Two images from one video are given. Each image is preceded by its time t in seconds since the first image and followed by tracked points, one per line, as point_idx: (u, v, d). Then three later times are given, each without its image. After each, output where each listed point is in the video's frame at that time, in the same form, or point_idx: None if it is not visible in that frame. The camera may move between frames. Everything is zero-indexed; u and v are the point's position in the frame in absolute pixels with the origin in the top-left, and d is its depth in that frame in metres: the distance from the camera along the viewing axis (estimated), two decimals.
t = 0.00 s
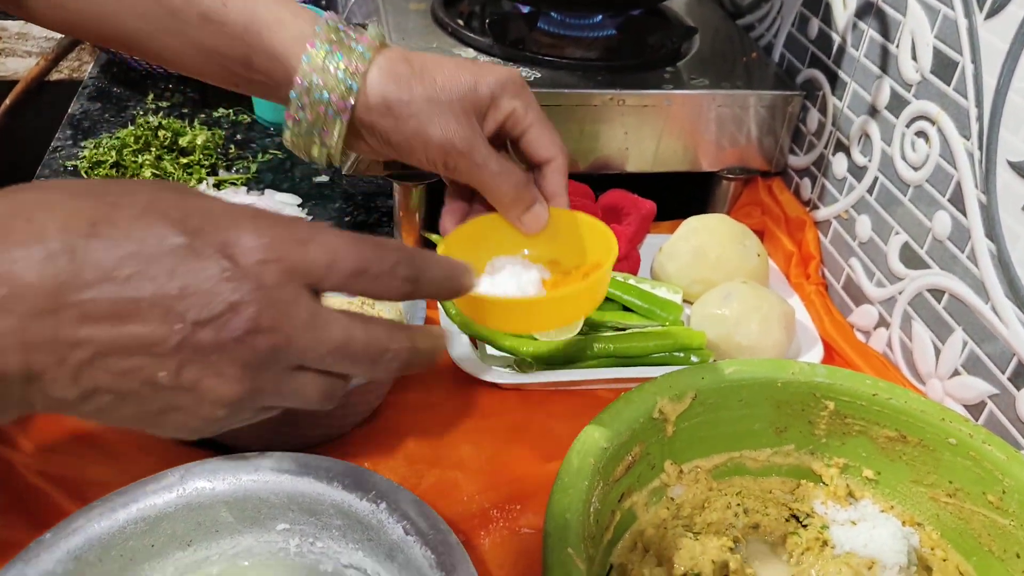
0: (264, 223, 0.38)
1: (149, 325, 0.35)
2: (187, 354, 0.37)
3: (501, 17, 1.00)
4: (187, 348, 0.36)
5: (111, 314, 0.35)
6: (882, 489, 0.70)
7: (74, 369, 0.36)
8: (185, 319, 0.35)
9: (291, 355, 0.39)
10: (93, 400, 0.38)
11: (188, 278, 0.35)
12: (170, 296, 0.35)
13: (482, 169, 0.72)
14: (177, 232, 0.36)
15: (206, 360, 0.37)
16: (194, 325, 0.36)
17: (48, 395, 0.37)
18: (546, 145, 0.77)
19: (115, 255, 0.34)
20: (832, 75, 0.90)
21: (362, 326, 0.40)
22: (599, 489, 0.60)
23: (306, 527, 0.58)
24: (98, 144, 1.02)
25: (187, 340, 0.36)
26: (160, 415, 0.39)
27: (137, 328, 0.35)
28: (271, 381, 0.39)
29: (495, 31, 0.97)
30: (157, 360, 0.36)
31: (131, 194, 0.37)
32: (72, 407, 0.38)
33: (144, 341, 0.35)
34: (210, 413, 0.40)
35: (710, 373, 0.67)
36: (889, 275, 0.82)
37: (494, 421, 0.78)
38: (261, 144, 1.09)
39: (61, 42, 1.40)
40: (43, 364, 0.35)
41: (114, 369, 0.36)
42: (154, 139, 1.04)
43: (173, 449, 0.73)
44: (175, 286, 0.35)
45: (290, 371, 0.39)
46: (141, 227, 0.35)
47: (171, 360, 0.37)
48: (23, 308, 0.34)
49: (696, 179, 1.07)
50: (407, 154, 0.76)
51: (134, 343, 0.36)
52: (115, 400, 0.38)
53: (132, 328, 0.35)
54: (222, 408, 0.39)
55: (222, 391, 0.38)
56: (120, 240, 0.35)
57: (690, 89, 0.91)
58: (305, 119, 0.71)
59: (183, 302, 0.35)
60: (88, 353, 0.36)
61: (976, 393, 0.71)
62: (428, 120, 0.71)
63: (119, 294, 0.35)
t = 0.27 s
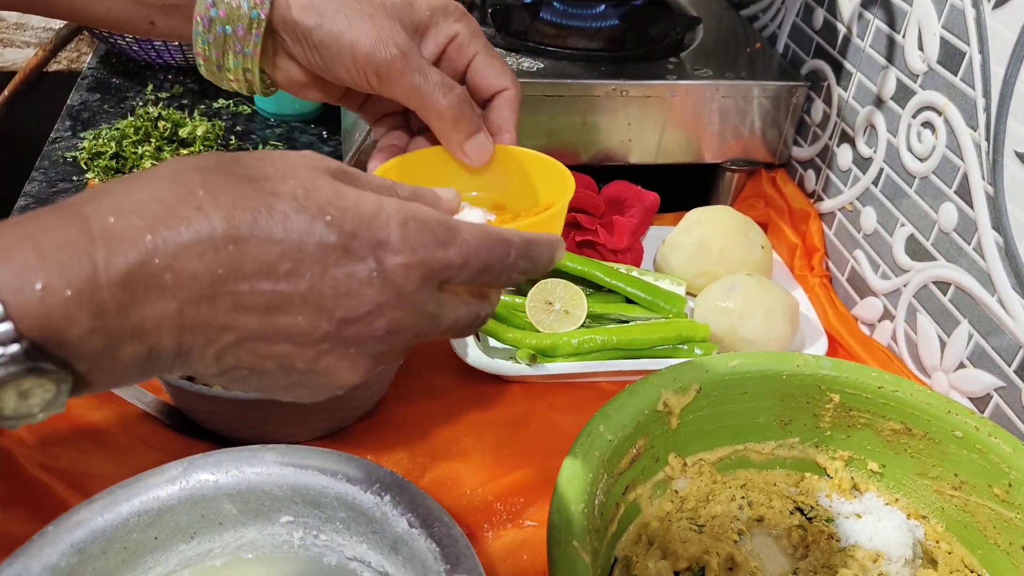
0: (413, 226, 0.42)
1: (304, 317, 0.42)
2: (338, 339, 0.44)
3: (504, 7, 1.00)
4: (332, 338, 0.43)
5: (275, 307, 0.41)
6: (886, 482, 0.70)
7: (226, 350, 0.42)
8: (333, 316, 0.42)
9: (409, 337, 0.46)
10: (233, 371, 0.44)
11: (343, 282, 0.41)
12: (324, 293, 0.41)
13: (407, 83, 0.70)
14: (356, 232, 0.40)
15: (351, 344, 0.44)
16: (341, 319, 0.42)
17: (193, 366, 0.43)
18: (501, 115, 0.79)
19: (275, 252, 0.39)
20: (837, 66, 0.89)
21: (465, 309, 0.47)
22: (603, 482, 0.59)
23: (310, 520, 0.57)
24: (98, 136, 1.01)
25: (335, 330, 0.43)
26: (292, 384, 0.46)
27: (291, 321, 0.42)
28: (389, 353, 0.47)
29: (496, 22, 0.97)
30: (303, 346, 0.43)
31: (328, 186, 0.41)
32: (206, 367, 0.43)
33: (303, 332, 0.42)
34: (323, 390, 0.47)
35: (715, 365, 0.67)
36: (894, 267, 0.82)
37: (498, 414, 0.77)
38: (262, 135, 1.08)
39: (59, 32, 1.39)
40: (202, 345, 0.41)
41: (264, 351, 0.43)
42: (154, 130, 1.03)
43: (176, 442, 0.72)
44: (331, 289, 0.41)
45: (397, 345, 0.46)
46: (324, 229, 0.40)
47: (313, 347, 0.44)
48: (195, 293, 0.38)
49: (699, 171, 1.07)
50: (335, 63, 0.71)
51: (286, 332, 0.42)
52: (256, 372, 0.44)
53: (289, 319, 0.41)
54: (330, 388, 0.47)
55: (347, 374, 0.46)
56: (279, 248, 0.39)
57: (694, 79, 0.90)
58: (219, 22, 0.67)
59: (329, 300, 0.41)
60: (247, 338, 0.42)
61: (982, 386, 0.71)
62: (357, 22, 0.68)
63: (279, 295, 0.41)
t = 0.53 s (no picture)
0: (424, 245, 0.43)
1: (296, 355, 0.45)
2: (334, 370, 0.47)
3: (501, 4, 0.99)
4: (336, 367, 0.47)
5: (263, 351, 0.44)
6: (885, 481, 0.70)
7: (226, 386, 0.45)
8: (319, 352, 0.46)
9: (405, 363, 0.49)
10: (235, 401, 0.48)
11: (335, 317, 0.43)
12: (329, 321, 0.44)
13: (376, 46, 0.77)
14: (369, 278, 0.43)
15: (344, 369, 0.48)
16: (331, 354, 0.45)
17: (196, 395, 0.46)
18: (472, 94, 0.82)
19: (271, 283, 0.41)
20: (835, 64, 0.89)
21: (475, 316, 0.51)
22: (601, 481, 0.59)
23: (307, 519, 0.57)
24: (93, 132, 1.00)
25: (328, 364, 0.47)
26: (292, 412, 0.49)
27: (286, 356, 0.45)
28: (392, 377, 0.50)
29: (494, 18, 0.96)
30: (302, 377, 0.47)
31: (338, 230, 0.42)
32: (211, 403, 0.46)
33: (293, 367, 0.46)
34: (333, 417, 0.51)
35: (713, 364, 0.67)
36: (892, 266, 0.81)
37: (496, 413, 0.77)
38: (258, 132, 1.07)
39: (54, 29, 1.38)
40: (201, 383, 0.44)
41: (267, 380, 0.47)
42: (149, 127, 1.03)
43: (171, 440, 0.72)
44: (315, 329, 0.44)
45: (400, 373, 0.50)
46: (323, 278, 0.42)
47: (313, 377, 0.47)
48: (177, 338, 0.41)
49: (697, 168, 1.07)
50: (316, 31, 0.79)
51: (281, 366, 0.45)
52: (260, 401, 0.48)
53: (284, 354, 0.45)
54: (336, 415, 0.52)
55: (352, 405, 0.51)
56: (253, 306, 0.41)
57: (692, 77, 0.90)
58: None
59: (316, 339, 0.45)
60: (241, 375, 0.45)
61: (980, 385, 0.71)
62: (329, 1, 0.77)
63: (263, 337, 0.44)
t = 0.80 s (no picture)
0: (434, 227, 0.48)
1: (84, 240, 0.28)
2: (144, 267, 0.29)
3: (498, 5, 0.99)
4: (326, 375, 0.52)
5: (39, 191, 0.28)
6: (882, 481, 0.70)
7: None
8: (119, 223, 0.28)
9: (256, 290, 0.32)
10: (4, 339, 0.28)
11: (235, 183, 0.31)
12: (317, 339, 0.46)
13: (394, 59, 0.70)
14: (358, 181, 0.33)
15: (157, 260, 0.29)
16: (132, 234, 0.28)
17: None
18: (489, 85, 0.78)
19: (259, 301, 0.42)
20: (832, 65, 0.89)
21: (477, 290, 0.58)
22: (599, 483, 0.59)
23: (306, 522, 0.57)
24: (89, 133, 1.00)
25: (138, 257, 0.29)
26: (72, 378, 0.29)
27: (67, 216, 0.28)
28: (235, 318, 0.32)
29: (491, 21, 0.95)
30: (89, 283, 0.28)
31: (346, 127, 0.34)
32: None
33: (79, 247, 0.28)
34: (118, 403, 0.30)
35: (712, 365, 0.67)
36: (889, 267, 0.82)
37: (494, 414, 0.77)
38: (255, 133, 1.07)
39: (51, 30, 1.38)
40: None
41: (39, 295, 0.28)
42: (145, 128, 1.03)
43: (169, 442, 0.72)
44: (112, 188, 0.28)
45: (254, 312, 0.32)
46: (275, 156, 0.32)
47: (107, 278, 0.28)
48: None
49: (694, 169, 1.08)
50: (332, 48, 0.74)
51: (65, 260, 0.28)
52: (38, 338, 0.29)
53: (64, 217, 0.28)
54: (126, 403, 0.31)
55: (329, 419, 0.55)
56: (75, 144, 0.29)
57: (689, 78, 0.90)
58: None
59: (134, 213, 0.28)
60: (14, 272, 0.28)
61: (977, 385, 0.71)
62: (341, 17, 0.72)
63: (32, 182, 0.28)
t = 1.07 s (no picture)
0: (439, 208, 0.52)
1: (127, 151, 0.32)
2: (182, 177, 0.33)
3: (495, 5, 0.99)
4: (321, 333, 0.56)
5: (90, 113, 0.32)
6: (879, 481, 0.70)
7: (41, 195, 0.31)
8: (162, 140, 0.32)
9: (265, 212, 0.37)
10: (59, 243, 0.32)
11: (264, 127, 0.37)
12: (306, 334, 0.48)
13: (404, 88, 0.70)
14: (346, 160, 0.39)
15: (196, 172, 0.33)
16: (172, 147, 0.32)
17: (7, 219, 0.31)
18: (498, 109, 0.77)
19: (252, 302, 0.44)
20: (829, 66, 0.89)
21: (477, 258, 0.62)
22: (598, 482, 0.59)
23: (305, 523, 0.57)
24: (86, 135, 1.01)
25: (178, 168, 0.33)
26: (116, 283, 0.33)
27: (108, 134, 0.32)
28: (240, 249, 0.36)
29: (490, 20, 0.96)
30: (131, 190, 0.32)
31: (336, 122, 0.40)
32: (35, 261, 0.32)
33: (123, 158, 0.32)
34: (153, 310, 0.34)
35: (710, 365, 0.67)
36: (886, 267, 0.82)
37: (492, 414, 0.77)
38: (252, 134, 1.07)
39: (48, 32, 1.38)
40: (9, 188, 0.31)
41: (86, 202, 0.32)
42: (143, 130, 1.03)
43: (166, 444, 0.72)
44: (150, 113, 0.33)
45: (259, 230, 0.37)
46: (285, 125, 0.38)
47: (149, 186, 0.32)
48: (15, 96, 0.31)
49: (692, 169, 1.08)
50: (342, 77, 0.74)
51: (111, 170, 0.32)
52: (85, 244, 0.32)
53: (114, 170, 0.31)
54: (160, 310, 0.34)
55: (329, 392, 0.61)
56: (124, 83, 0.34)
57: (686, 79, 0.90)
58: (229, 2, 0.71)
59: (175, 132, 0.33)
60: (63, 178, 0.31)
61: (973, 385, 0.71)
62: (351, 46, 0.72)
63: (81, 102, 0.32)
